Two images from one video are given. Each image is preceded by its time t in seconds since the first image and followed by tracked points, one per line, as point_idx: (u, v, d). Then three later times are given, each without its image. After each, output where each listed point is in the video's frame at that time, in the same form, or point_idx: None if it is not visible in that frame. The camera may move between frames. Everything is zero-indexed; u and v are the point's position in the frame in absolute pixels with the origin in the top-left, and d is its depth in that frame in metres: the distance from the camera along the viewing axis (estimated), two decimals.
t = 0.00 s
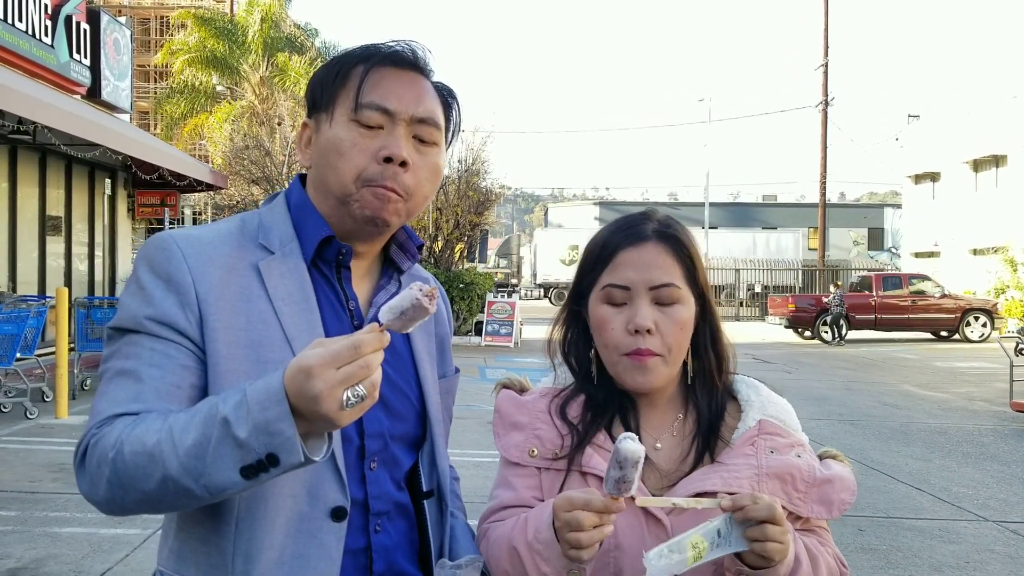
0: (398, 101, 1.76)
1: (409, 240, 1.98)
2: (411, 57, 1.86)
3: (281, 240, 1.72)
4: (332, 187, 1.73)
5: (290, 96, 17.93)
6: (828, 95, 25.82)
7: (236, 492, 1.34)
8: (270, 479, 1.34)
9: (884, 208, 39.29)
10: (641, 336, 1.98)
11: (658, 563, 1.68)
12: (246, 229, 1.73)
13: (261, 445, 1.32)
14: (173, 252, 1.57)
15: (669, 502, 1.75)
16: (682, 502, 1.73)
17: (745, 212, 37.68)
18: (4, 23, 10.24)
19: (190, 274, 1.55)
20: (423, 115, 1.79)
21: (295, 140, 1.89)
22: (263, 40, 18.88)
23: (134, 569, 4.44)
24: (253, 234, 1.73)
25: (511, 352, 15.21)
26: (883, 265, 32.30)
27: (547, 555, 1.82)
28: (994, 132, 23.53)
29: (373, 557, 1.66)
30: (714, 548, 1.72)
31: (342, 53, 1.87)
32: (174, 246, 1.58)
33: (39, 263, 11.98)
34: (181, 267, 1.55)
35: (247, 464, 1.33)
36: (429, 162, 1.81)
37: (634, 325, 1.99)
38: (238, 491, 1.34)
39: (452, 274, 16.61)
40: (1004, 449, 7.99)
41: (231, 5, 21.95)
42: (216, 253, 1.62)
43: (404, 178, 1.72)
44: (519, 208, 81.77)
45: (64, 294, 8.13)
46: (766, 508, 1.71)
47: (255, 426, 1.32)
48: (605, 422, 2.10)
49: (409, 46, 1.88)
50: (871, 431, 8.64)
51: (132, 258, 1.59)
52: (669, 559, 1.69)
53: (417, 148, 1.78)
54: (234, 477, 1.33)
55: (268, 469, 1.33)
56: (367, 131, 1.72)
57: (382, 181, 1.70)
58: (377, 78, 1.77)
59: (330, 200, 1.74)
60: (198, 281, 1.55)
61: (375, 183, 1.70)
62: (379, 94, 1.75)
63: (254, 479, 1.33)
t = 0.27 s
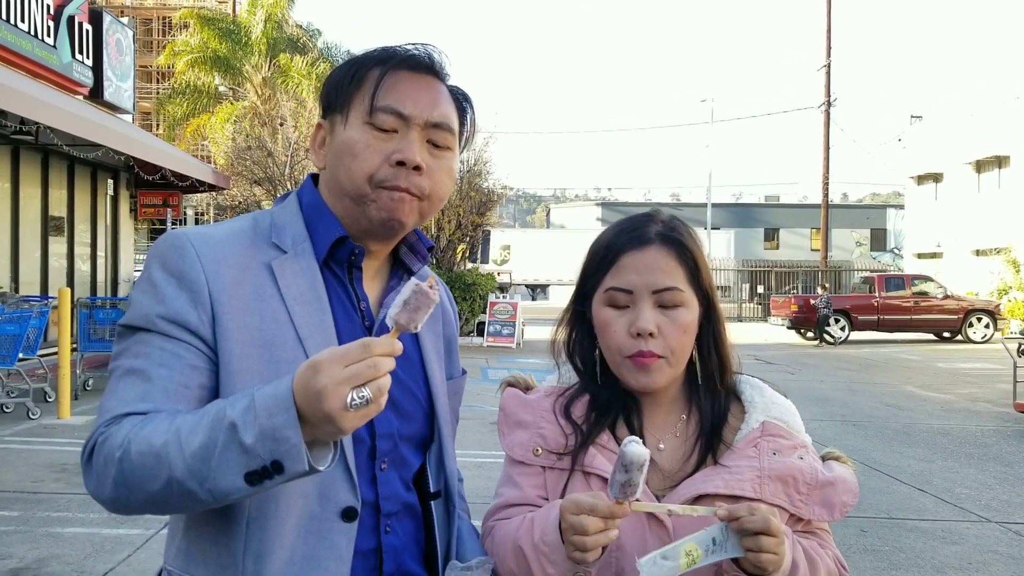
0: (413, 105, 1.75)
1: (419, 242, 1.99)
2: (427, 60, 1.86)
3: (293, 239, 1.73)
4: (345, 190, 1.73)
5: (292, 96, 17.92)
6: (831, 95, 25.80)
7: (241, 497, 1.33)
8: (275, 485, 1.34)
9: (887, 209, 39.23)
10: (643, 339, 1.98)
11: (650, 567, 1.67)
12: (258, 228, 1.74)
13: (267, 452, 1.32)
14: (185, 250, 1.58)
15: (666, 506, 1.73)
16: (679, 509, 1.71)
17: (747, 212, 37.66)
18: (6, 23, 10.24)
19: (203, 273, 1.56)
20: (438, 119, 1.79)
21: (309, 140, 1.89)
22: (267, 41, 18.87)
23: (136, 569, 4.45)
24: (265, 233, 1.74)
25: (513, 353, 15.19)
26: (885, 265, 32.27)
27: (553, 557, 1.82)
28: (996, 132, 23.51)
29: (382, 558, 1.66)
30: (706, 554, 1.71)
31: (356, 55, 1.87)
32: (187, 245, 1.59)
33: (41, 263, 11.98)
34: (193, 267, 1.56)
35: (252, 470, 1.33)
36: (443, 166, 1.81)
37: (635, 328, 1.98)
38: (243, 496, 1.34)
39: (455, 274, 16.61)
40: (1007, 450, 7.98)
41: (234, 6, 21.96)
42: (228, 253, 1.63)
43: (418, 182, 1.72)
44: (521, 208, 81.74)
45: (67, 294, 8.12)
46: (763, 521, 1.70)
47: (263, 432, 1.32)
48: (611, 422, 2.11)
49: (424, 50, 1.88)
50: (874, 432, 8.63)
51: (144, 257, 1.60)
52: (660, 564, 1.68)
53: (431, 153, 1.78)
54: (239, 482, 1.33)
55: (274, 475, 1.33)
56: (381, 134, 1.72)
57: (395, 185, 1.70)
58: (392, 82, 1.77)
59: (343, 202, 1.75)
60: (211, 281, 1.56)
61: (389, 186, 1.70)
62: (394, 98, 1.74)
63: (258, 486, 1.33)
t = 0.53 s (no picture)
0: (427, 108, 1.75)
1: (428, 241, 1.99)
2: (442, 62, 1.86)
3: (303, 237, 1.74)
4: (357, 189, 1.73)
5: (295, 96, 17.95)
6: (833, 96, 25.78)
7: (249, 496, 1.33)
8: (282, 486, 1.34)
9: (889, 210, 39.22)
10: (651, 338, 1.98)
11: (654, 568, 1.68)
12: (268, 226, 1.75)
13: (277, 452, 1.32)
14: (195, 247, 1.58)
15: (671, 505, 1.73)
16: (684, 509, 1.71)
17: (750, 213, 37.65)
18: (9, 22, 10.25)
19: (214, 270, 1.56)
20: (452, 122, 1.79)
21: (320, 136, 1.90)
22: (270, 41, 18.90)
23: (138, 568, 4.45)
24: (275, 230, 1.75)
25: (515, 353, 15.21)
26: (887, 266, 32.25)
27: (561, 556, 1.82)
28: (999, 134, 23.50)
29: (389, 558, 1.67)
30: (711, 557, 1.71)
31: (371, 54, 1.87)
32: (198, 241, 1.59)
33: (43, 262, 12.00)
34: (204, 264, 1.56)
35: (261, 470, 1.33)
36: (455, 170, 1.81)
37: (643, 326, 1.99)
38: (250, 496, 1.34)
39: (457, 274, 16.64)
40: (1010, 451, 7.98)
41: (237, 5, 21.97)
42: (238, 250, 1.63)
43: (431, 186, 1.72)
44: (523, 208, 81.76)
45: (70, 293, 8.14)
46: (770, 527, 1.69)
47: (274, 431, 1.32)
48: (617, 421, 2.11)
49: (439, 52, 1.88)
50: (876, 433, 8.63)
51: (154, 253, 1.60)
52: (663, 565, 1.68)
53: (444, 156, 1.79)
54: (248, 482, 1.33)
55: (283, 476, 1.33)
56: (395, 135, 1.73)
57: (408, 187, 1.71)
58: (407, 83, 1.77)
59: (353, 201, 1.75)
60: (222, 277, 1.57)
61: (401, 188, 1.70)
62: (408, 100, 1.74)
63: (267, 485, 1.34)
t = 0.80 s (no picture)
0: (442, 114, 1.76)
1: (433, 239, 1.99)
2: (453, 65, 1.86)
3: (307, 236, 1.75)
4: (365, 190, 1.74)
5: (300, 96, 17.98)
6: (838, 96, 25.74)
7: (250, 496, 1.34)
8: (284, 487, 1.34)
9: (894, 211, 39.10)
10: (658, 338, 1.99)
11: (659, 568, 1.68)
12: (272, 224, 1.76)
13: (281, 454, 1.33)
14: (199, 246, 1.59)
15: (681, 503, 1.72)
16: (694, 508, 1.70)
17: (754, 213, 37.57)
18: (15, 22, 10.29)
19: (217, 269, 1.57)
20: (462, 127, 1.80)
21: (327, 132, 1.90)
22: (275, 41, 18.92)
23: (142, 567, 4.46)
24: (279, 229, 1.75)
25: (518, 354, 15.20)
26: (891, 267, 32.18)
27: (569, 552, 1.82)
28: (1004, 134, 23.42)
29: (392, 558, 1.67)
30: (718, 560, 1.71)
31: (381, 52, 1.87)
32: (202, 240, 1.60)
33: (49, 262, 12.04)
34: (207, 262, 1.57)
35: (264, 471, 1.33)
36: (464, 175, 1.82)
37: (651, 326, 1.99)
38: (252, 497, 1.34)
39: (461, 274, 16.65)
40: (1015, 453, 7.94)
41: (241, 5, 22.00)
42: (242, 249, 1.64)
43: (442, 192, 1.74)
44: (527, 208, 81.77)
45: (75, 293, 8.16)
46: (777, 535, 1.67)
47: (277, 432, 1.32)
48: (623, 420, 2.11)
49: (450, 54, 1.88)
50: (880, 434, 8.61)
51: (157, 251, 1.61)
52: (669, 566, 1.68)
53: (453, 160, 1.80)
54: (250, 483, 1.33)
55: (286, 477, 1.33)
56: (405, 139, 1.73)
57: (418, 191, 1.72)
58: (422, 88, 1.77)
59: (360, 201, 1.76)
60: (225, 276, 1.57)
61: (411, 192, 1.71)
62: (420, 104, 1.75)
63: (269, 487, 1.34)
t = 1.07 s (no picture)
0: (473, 128, 1.77)
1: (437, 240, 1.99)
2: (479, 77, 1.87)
3: (308, 236, 1.76)
4: (395, 203, 1.73)
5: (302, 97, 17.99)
6: (840, 97, 25.71)
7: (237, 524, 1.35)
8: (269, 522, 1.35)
9: (895, 211, 39.07)
10: (664, 339, 1.98)
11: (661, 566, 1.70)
12: (273, 224, 1.76)
13: (269, 491, 1.32)
14: (200, 246, 1.59)
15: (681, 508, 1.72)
16: (694, 514, 1.69)
17: (755, 213, 37.57)
18: (18, 23, 10.31)
19: (218, 269, 1.57)
20: (490, 143, 1.83)
21: (340, 131, 1.85)
22: (277, 41, 18.89)
23: (144, 567, 4.47)
24: (280, 229, 1.76)
25: (520, 354, 15.20)
26: (893, 267, 32.14)
27: (572, 556, 1.83)
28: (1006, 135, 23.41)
29: (393, 558, 1.67)
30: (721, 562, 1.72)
31: (405, 56, 1.84)
32: (202, 240, 1.60)
33: (51, 262, 12.05)
34: (207, 262, 1.57)
35: (252, 505, 1.34)
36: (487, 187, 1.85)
37: (657, 328, 1.98)
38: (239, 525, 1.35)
39: (462, 274, 16.66)
40: (1017, 454, 7.93)
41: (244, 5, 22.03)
42: (243, 249, 1.64)
43: (469, 206, 1.77)
44: (528, 209, 81.78)
45: (76, 293, 8.17)
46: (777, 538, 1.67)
47: (268, 469, 1.32)
48: (627, 422, 2.11)
49: (473, 65, 1.88)
50: (881, 435, 8.60)
51: (157, 251, 1.61)
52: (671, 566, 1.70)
53: (479, 175, 1.82)
54: (237, 514, 1.34)
55: (272, 515, 1.33)
56: (442, 154, 1.73)
57: (452, 210, 1.74)
58: (451, 100, 1.77)
59: (384, 210, 1.75)
60: (225, 276, 1.57)
61: (445, 210, 1.73)
62: (457, 120, 1.75)
63: (256, 519, 1.34)
